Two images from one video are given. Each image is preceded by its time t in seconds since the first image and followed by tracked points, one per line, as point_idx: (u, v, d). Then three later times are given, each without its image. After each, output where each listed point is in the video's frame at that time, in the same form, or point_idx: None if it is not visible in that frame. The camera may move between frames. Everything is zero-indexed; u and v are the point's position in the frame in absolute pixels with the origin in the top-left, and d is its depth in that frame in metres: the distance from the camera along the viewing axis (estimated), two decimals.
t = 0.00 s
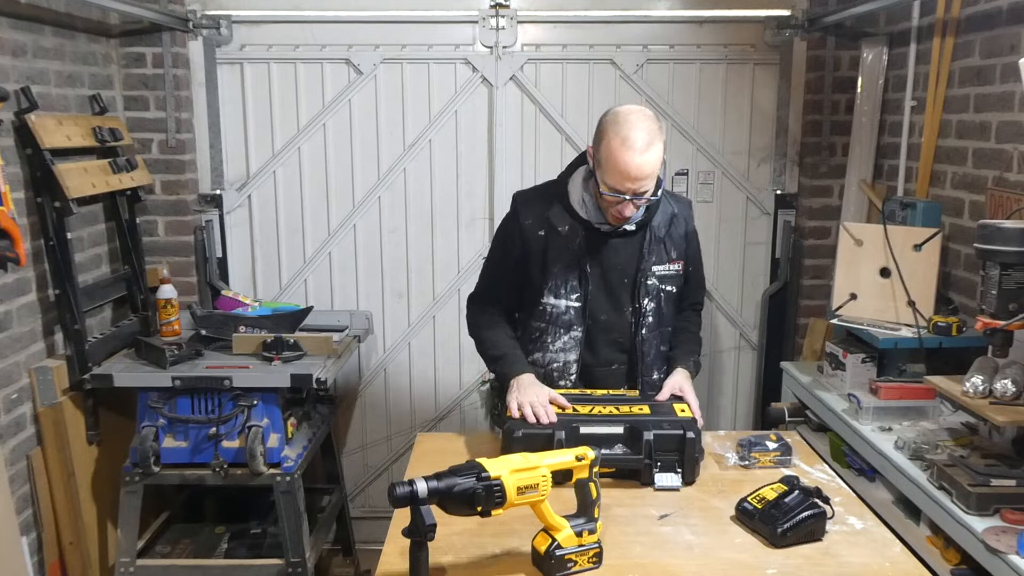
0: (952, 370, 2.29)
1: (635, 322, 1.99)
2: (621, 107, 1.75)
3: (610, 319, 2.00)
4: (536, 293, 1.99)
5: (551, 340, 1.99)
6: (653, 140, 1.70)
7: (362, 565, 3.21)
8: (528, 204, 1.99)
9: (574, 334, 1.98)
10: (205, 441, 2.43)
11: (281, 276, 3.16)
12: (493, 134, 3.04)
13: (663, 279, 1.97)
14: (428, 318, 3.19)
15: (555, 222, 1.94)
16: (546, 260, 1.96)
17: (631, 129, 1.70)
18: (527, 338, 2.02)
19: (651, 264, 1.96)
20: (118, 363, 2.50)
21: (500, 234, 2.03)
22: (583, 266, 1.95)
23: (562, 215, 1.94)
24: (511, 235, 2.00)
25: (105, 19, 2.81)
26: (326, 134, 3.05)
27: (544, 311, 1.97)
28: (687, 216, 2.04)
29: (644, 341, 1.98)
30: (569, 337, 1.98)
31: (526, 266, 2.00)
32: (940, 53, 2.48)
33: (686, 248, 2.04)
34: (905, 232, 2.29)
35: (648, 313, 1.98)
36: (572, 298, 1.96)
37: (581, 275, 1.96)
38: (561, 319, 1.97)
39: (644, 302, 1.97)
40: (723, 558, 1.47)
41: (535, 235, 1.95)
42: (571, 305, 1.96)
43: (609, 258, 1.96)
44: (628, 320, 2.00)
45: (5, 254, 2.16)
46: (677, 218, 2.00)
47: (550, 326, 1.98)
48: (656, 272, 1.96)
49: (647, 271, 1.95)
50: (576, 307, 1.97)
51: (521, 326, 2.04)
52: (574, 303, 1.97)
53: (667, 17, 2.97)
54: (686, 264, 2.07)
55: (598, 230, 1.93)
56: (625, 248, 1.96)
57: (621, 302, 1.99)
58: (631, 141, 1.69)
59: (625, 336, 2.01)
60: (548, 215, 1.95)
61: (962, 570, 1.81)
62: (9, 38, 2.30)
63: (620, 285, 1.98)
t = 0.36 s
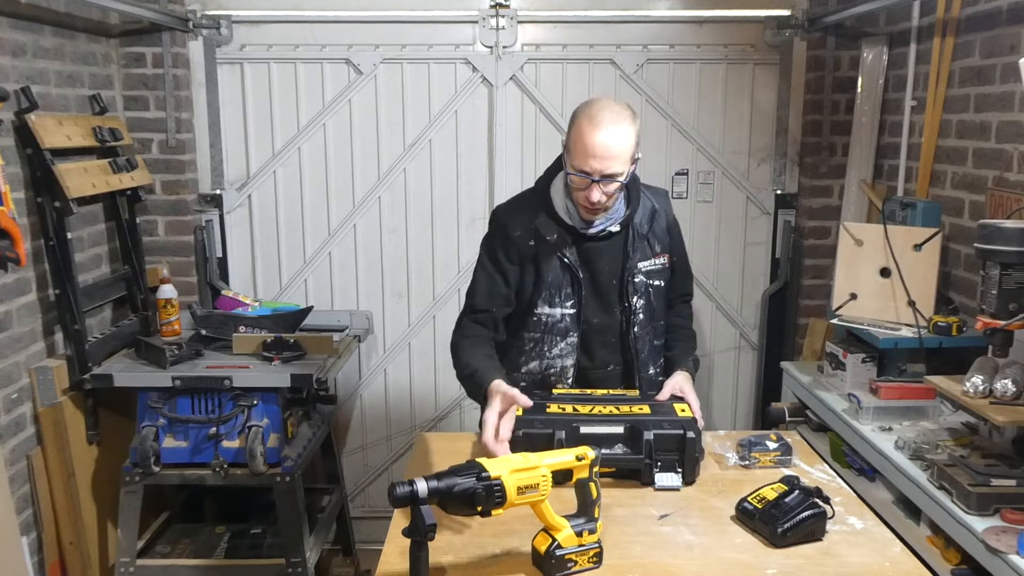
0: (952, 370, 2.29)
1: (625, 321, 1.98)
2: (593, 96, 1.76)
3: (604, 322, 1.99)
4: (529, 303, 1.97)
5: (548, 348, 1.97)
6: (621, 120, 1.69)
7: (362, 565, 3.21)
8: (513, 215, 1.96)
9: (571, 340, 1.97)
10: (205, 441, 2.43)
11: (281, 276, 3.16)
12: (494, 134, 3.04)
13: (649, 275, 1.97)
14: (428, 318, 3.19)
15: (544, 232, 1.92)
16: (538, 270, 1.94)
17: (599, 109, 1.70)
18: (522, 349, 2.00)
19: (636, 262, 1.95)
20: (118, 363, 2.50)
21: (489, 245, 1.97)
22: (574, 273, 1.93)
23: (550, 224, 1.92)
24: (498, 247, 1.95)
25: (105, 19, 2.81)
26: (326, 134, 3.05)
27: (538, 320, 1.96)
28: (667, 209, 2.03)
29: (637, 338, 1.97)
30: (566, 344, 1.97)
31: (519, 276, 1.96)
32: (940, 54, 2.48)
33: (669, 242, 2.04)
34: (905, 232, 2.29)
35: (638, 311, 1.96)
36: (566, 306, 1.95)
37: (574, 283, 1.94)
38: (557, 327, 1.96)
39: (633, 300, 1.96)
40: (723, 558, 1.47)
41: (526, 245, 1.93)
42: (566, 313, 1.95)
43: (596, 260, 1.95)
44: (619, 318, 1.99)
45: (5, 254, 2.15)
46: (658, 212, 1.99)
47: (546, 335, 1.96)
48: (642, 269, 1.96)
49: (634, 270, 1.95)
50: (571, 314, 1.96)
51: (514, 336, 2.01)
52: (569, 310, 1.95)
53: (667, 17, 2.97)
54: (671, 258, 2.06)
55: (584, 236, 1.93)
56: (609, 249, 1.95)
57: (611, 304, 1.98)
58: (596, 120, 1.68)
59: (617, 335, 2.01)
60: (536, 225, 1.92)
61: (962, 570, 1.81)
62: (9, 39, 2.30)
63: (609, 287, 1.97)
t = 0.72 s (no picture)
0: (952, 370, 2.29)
1: (619, 320, 1.98)
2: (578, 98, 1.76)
3: (602, 326, 1.97)
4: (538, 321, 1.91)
5: (556, 356, 1.95)
6: (611, 119, 1.70)
7: (362, 565, 3.21)
8: (514, 232, 1.85)
9: (578, 348, 1.96)
10: (205, 441, 2.44)
11: (281, 276, 3.16)
12: (494, 134, 3.04)
13: (636, 270, 1.97)
14: (428, 318, 3.19)
15: (552, 248, 1.86)
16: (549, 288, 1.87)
17: (588, 110, 1.70)
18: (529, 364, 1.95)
19: (626, 261, 1.95)
20: (118, 363, 2.50)
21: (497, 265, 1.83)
22: (582, 284, 1.90)
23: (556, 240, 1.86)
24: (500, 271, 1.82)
25: (105, 19, 2.81)
26: (326, 134, 3.05)
27: (549, 335, 1.91)
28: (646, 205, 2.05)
29: (630, 334, 1.98)
30: (573, 351, 1.95)
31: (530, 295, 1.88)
32: (940, 54, 2.48)
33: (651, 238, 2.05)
34: (905, 232, 2.29)
35: (630, 308, 1.96)
36: (576, 318, 1.92)
37: (582, 294, 1.91)
38: (566, 339, 1.92)
39: (625, 298, 1.95)
40: (723, 558, 1.47)
41: (539, 265, 1.84)
42: (576, 325, 1.92)
43: (592, 264, 1.94)
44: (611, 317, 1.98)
45: (4, 254, 2.15)
46: (639, 210, 2.00)
47: (555, 346, 1.93)
48: (630, 267, 1.96)
49: (624, 269, 1.95)
50: (580, 324, 1.93)
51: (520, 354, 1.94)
52: (577, 321, 1.92)
53: (667, 17, 2.97)
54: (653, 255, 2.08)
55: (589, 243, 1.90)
56: (603, 251, 1.94)
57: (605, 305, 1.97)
58: (588, 120, 1.68)
59: (610, 333, 1.99)
60: (543, 241, 1.85)
61: (961, 569, 1.81)
62: (9, 38, 2.30)
63: (604, 290, 1.96)
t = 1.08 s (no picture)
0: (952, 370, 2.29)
1: (609, 327, 1.98)
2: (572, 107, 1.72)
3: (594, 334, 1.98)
4: (523, 337, 1.88)
5: (546, 369, 1.93)
6: (604, 132, 1.66)
7: (362, 565, 3.21)
8: (497, 249, 1.82)
9: (568, 359, 1.94)
10: (204, 441, 2.44)
11: (281, 275, 3.16)
12: (494, 134, 3.04)
13: (628, 278, 1.96)
14: (428, 318, 3.19)
15: (536, 264, 1.83)
16: (533, 303, 1.85)
17: (580, 121, 1.66)
18: (518, 378, 1.94)
19: (616, 270, 1.94)
20: (118, 363, 2.50)
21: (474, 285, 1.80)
22: (569, 298, 1.87)
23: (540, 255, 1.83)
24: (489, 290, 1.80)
25: (105, 19, 2.81)
26: (326, 134, 3.05)
27: (536, 349, 1.89)
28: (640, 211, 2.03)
29: (622, 343, 1.98)
30: (563, 363, 1.94)
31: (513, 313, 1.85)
32: (940, 53, 2.48)
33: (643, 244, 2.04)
34: (905, 232, 2.29)
35: (621, 317, 1.96)
36: (564, 331, 1.90)
37: (570, 307, 1.89)
38: (555, 352, 1.91)
39: (615, 307, 1.95)
40: (723, 558, 1.47)
41: (521, 283, 1.82)
42: (564, 338, 1.90)
43: (580, 276, 1.92)
44: (602, 326, 1.99)
45: (4, 254, 2.15)
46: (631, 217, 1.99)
47: (544, 360, 1.91)
48: (621, 275, 1.94)
49: (614, 277, 1.93)
50: (569, 337, 1.91)
51: (509, 368, 1.93)
52: (566, 334, 1.91)
53: (667, 17, 2.97)
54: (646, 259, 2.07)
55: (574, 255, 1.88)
56: (590, 262, 1.93)
57: (596, 313, 1.97)
58: (580, 133, 1.64)
59: (600, 340, 2.00)
60: (526, 258, 1.82)
61: (961, 569, 1.81)
62: (9, 39, 2.30)
63: (594, 299, 1.95)
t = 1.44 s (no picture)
0: (952, 370, 2.29)
1: (599, 327, 1.98)
2: (550, 120, 1.73)
3: (586, 334, 1.98)
4: (514, 342, 1.89)
5: (540, 373, 1.94)
6: (591, 146, 1.69)
7: (362, 565, 3.21)
8: (483, 255, 1.82)
9: (562, 362, 1.94)
10: (204, 441, 2.43)
11: (281, 275, 3.16)
12: (493, 133, 3.04)
13: (618, 278, 1.96)
14: (429, 318, 3.19)
15: (522, 269, 1.83)
16: (521, 308, 1.85)
17: (566, 138, 1.68)
18: (512, 382, 1.95)
19: (605, 272, 1.94)
20: (119, 364, 2.50)
21: (459, 290, 1.82)
22: (559, 301, 1.88)
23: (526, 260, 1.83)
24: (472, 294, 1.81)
25: (105, 19, 2.81)
26: (326, 134, 3.05)
27: (529, 354, 1.90)
28: (626, 209, 2.04)
29: (613, 343, 1.99)
30: (557, 367, 1.94)
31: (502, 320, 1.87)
32: (940, 53, 2.48)
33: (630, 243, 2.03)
34: (905, 232, 2.29)
35: (611, 318, 1.96)
36: (556, 335, 1.90)
37: (560, 311, 1.89)
38: (548, 356, 1.91)
39: (605, 308, 1.95)
40: (723, 558, 1.47)
41: (507, 288, 1.83)
42: (556, 342, 1.90)
43: (569, 279, 1.93)
44: (594, 328, 1.99)
45: (4, 254, 2.15)
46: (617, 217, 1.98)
47: (537, 364, 1.92)
48: (610, 275, 1.94)
49: (602, 278, 1.93)
50: (561, 341, 1.91)
51: (502, 373, 1.94)
52: (558, 338, 1.91)
53: (667, 17, 2.97)
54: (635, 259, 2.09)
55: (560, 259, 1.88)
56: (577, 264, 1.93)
57: (585, 314, 1.97)
58: (571, 151, 1.66)
59: (593, 341, 2.00)
60: (512, 264, 1.82)
61: (961, 569, 1.81)
62: (8, 39, 2.30)
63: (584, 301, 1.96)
